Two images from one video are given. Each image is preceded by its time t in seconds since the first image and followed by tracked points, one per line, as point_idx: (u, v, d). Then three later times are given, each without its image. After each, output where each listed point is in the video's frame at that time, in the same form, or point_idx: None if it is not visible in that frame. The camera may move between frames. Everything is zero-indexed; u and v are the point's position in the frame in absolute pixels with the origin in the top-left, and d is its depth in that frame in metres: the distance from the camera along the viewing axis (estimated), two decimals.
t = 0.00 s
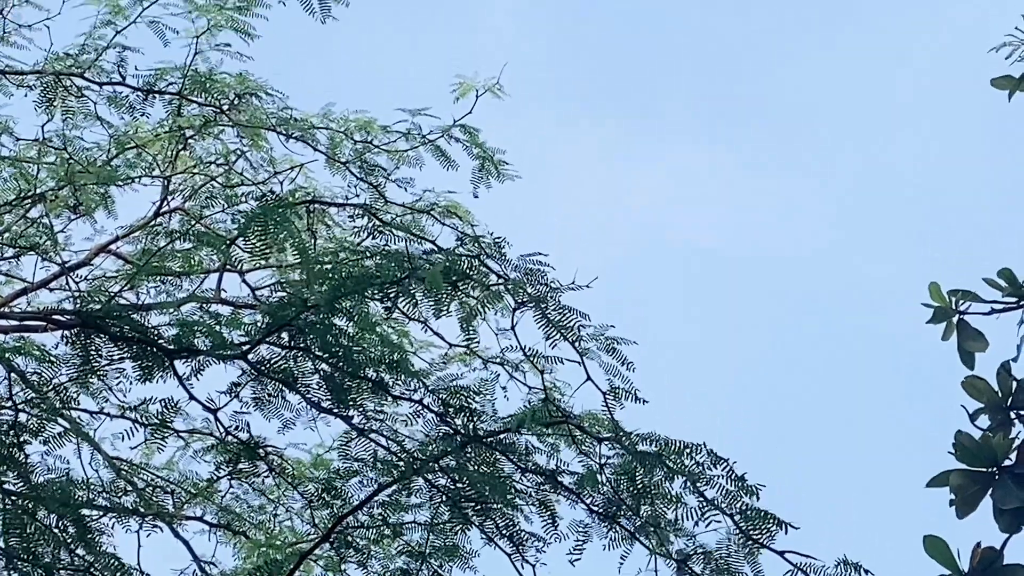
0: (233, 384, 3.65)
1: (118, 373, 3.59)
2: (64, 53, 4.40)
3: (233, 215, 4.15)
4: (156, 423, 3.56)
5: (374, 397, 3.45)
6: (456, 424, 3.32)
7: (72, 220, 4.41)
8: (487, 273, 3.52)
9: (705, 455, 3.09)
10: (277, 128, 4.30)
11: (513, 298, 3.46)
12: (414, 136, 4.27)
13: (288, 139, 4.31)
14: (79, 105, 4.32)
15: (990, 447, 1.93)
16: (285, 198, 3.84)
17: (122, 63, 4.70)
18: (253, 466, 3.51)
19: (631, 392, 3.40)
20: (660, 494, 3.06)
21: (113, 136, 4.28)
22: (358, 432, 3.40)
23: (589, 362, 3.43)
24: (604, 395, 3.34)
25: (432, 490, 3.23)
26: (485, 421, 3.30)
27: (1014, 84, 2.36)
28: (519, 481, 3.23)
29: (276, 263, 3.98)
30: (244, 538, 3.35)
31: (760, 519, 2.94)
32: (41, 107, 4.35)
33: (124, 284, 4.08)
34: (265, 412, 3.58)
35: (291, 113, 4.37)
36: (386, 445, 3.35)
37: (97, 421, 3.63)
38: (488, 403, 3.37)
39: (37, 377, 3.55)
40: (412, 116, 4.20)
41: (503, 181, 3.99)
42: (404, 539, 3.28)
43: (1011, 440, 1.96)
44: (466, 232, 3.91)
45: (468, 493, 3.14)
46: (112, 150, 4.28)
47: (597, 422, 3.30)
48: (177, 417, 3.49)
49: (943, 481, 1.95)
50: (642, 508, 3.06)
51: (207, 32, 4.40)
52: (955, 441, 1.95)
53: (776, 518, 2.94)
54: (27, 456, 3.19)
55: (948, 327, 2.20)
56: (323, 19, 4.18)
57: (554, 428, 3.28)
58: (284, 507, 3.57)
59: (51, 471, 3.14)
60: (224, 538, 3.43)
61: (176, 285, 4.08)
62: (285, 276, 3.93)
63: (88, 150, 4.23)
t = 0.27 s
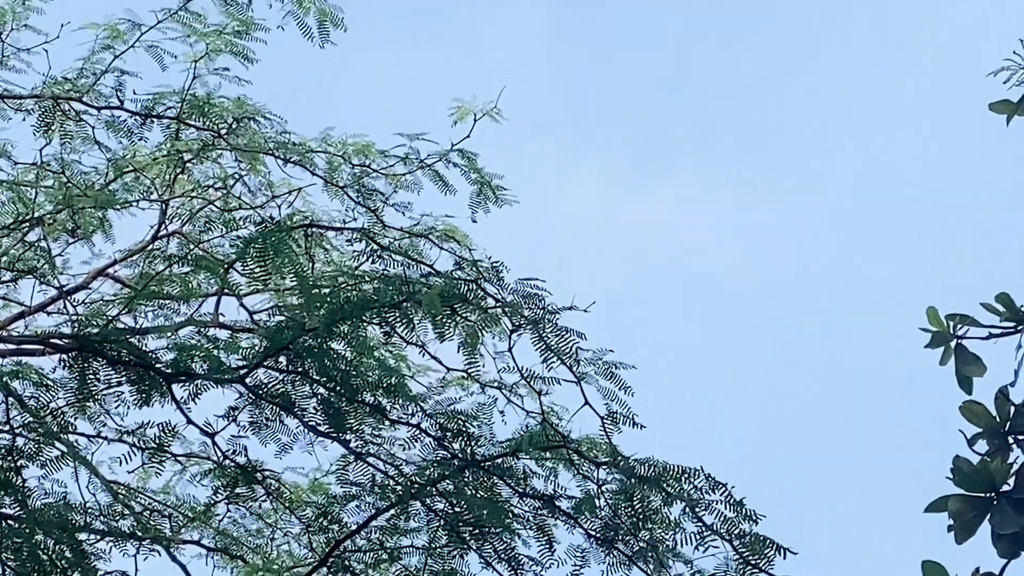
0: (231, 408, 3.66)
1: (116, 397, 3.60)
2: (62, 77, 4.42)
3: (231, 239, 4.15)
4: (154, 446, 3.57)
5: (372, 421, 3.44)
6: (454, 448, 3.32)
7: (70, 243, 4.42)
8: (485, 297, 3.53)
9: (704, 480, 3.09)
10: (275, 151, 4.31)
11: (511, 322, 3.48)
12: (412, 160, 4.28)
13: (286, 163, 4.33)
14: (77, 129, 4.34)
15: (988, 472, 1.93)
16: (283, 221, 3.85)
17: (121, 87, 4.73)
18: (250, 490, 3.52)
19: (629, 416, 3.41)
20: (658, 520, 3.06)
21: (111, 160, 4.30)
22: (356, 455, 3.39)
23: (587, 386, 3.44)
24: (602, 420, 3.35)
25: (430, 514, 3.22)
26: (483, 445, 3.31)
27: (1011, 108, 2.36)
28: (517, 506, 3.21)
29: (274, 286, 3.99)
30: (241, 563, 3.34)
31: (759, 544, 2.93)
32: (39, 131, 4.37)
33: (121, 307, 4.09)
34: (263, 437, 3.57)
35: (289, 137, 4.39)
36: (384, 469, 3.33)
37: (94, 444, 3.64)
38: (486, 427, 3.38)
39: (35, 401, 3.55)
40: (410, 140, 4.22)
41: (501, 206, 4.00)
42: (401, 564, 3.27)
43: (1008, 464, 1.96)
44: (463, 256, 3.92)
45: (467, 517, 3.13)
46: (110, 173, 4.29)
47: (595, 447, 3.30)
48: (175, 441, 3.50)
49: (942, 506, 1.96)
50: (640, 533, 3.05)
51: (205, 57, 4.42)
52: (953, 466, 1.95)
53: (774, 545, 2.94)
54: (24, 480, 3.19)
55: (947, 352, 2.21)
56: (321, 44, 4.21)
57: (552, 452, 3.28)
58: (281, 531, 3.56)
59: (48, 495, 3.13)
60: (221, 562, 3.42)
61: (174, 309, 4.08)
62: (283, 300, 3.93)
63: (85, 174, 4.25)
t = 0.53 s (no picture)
0: (229, 431, 3.65)
1: (114, 420, 3.60)
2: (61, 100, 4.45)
3: (229, 262, 4.16)
4: (152, 469, 3.57)
5: (370, 444, 3.45)
6: (452, 471, 3.31)
7: (68, 267, 4.43)
8: (483, 319, 3.54)
9: (702, 503, 3.08)
10: (273, 174, 4.33)
11: (509, 344, 3.49)
12: (410, 183, 4.30)
13: (285, 186, 4.34)
14: (76, 152, 4.37)
15: (986, 496, 1.94)
16: (281, 244, 3.86)
17: (120, 111, 4.75)
18: (249, 513, 3.50)
19: (627, 439, 3.41)
20: (657, 543, 3.06)
21: (109, 183, 4.32)
22: (355, 477, 3.38)
23: (585, 409, 3.44)
24: (600, 442, 3.35)
25: (427, 537, 3.22)
26: (481, 468, 3.33)
27: (1009, 131, 2.36)
28: (515, 528, 3.21)
29: (272, 309, 4.00)
30: None
31: (758, 568, 2.93)
32: (38, 154, 4.39)
33: (119, 330, 4.09)
34: (262, 460, 3.55)
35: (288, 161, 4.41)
36: (382, 491, 3.33)
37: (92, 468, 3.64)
38: (484, 450, 3.40)
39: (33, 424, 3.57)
40: (408, 164, 4.24)
41: (499, 229, 4.02)
42: None
43: (1007, 488, 1.97)
44: (461, 279, 3.93)
45: (465, 540, 3.13)
46: (108, 196, 4.31)
47: (594, 470, 3.30)
48: (173, 464, 3.50)
49: (939, 531, 1.97)
50: (639, 557, 3.05)
51: (203, 81, 4.45)
52: (951, 491, 1.96)
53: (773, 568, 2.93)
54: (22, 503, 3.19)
55: (945, 376, 2.22)
56: (321, 69, 4.24)
57: (550, 475, 3.28)
58: (279, 555, 3.55)
59: (46, 518, 3.13)
60: None
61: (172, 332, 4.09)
62: (281, 323, 3.94)
63: (83, 196, 4.26)
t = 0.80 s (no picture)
0: (227, 453, 3.66)
1: (112, 442, 3.61)
2: (61, 123, 4.47)
3: (228, 284, 4.17)
4: (149, 491, 3.57)
5: (368, 467, 3.43)
6: (450, 493, 3.33)
7: (66, 288, 4.44)
8: (481, 342, 3.56)
9: (700, 526, 3.10)
10: (272, 197, 4.35)
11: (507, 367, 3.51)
12: (408, 207, 4.33)
13: (284, 209, 4.36)
14: (74, 174, 4.38)
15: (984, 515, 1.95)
16: (280, 267, 3.88)
17: (119, 133, 4.77)
18: (247, 535, 3.50)
19: (625, 462, 3.42)
20: (655, 565, 3.07)
21: (108, 206, 4.34)
22: (352, 501, 3.40)
23: (583, 432, 3.46)
24: (597, 465, 3.36)
25: (424, 559, 3.17)
26: (479, 492, 3.34)
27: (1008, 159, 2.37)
28: (514, 551, 3.22)
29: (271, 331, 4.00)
30: None
31: None
32: (36, 176, 4.41)
33: (117, 351, 4.10)
34: (260, 483, 3.54)
35: (287, 183, 4.43)
36: (380, 514, 3.35)
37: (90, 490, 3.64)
38: (481, 473, 3.42)
39: (31, 446, 3.55)
40: (407, 187, 4.26)
41: (497, 253, 4.03)
42: None
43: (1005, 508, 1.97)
44: (460, 302, 3.94)
45: (463, 562, 3.08)
46: (107, 218, 4.32)
47: (592, 492, 3.31)
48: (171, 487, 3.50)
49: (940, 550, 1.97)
50: None
51: (203, 105, 4.48)
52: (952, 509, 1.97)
53: None
54: (20, 526, 3.19)
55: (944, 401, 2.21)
56: (320, 94, 4.26)
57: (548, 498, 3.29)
58: None
59: (43, 540, 3.13)
60: None
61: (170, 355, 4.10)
62: (280, 345, 3.95)
63: (82, 218, 4.28)
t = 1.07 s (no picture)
0: (226, 474, 3.66)
1: (110, 464, 3.60)
2: (60, 145, 4.48)
3: (226, 307, 4.18)
4: (147, 513, 3.57)
5: (367, 489, 3.43)
6: (449, 515, 3.35)
7: (65, 310, 4.44)
8: (480, 364, 3.57)
9: (698, 548, 3.11)
10: (270, 219, 4.36)
11: (506, 389, 3.52)
12: (407, 230, 4.34)
13: (282, 231, 4.38)
14: (74, 196, 4.40)
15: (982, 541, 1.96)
16: (279, 289, 3.89)
17: (117, 155, 4.79)
18: (244, 557, 3.49)
19: (624, 485, 3.43)
20: None
21: (106, 228, 4.34)
22: (350, 522, 3.41)
23: (582, 454, 3.47)
24: (596, 488, 3.37)
25: None
26: (478, 514, 3.34)
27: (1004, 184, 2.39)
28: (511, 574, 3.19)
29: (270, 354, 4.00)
30: None
31: None
32: (35, 198, 4.42)
33: (116, 373, 4.11)
34: (258, 504, 3.55)
35: (286, 206, 4.44)
36: (378, 536, 3.35)
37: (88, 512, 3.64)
38: (480, 495, 3.42)
39: (29, 468, 3.55)
40: (406, 210, 4.28)
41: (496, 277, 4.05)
42: None
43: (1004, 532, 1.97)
44: (458, 324, 3.94)
45: None
46: (106, 240, 4.33)
47: (590, 515, 3.31)
48: (169, 509, 3.50)
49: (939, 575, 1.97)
50: None
51: (202, 128, 4.50)
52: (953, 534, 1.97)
53: None
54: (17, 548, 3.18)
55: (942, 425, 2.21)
56: (320, 124, 4.28)
57: (547, 520, 3.29)
58: None
59: (40, 563, 3.13)
60: None
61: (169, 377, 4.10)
62: (278, 367, 3.95)
63: (81, 240, 4.29)
